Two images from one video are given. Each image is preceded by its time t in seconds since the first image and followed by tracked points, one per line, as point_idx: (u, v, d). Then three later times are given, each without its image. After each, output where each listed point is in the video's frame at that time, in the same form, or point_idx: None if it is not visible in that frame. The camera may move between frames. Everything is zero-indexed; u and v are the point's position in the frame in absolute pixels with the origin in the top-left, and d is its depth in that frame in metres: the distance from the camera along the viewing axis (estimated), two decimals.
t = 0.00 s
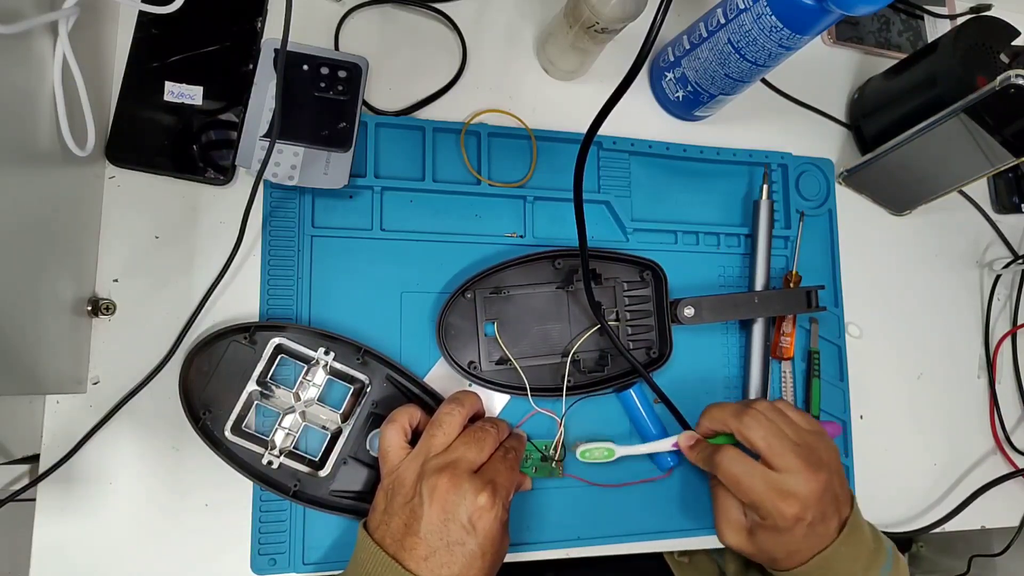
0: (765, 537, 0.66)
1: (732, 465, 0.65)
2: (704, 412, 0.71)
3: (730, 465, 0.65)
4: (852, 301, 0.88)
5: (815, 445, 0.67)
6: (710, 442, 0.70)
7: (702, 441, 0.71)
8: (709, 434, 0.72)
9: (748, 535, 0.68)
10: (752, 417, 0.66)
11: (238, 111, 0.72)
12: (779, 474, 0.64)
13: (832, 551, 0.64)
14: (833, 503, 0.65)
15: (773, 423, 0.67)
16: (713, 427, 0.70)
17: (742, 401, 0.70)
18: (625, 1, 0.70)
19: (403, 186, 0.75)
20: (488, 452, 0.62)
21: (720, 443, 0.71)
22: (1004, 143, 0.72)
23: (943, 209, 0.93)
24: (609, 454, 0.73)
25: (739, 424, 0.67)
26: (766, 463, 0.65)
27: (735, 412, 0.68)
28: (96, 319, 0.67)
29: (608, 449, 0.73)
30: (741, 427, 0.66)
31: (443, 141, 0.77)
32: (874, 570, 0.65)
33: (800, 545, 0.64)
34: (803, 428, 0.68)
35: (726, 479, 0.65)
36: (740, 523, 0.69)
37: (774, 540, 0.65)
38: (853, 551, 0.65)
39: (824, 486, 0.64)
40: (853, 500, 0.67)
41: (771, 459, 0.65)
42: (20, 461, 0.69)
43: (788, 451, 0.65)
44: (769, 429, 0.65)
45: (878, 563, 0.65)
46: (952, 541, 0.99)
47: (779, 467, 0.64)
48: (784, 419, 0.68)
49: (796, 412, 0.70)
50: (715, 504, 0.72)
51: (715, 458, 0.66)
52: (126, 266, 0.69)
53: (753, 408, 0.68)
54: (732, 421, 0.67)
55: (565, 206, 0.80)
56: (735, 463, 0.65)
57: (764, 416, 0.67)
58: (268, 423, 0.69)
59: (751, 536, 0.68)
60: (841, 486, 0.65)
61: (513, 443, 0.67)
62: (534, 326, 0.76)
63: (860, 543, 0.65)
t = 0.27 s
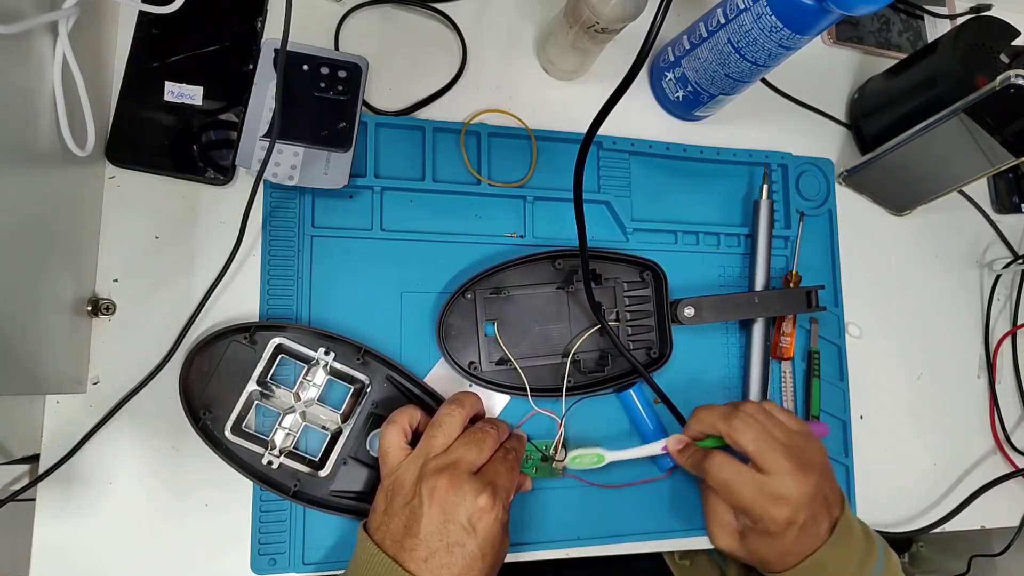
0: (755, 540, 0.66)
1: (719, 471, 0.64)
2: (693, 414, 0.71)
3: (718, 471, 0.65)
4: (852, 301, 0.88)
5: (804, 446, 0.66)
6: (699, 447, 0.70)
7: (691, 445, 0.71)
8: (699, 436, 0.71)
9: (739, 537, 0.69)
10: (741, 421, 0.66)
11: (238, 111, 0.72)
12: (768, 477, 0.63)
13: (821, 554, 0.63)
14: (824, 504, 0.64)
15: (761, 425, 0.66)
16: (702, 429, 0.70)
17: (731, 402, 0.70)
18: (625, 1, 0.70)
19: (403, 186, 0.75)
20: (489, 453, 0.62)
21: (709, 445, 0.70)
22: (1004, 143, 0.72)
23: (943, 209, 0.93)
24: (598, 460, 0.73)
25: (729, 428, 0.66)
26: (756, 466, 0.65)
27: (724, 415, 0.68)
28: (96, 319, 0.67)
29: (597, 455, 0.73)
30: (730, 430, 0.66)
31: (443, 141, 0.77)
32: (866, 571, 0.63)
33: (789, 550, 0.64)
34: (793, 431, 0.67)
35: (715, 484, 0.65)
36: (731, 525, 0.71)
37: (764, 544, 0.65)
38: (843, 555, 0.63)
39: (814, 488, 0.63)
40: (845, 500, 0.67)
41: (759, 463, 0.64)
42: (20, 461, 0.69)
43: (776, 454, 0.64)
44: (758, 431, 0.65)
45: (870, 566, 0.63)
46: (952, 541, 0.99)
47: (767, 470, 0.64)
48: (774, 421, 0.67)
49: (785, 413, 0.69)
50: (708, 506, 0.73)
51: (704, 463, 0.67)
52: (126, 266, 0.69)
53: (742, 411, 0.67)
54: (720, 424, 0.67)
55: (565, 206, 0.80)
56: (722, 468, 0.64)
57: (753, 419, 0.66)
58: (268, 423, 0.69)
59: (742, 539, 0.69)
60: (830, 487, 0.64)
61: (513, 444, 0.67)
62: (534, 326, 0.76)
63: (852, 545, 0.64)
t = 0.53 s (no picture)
0: (731, 550, 0.65)
1: (696, 482, 0.63)
2: (669, 424, 0.70)
3: (694, 481, 0.63)
4: (852, 302, 0.88)
5: (779, 455, 0.65)
6: (674, 456, 0.69)
7: (668, 453, 0.71)
8: (675, 445, 0.71)
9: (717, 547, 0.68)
10: (715, 430, 0.64)
11: (238, 111, 0.72)
12: (742, 487, 0.62)
13: (799, 562, 0.63)
14: (802, 513, 0.63)
15: (737, 434, 0.65)
16: (678, 438, 0.69)
17: (708, 410, 0.69)
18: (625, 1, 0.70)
19: (403, 186, 0.75)
20: (489, 452, 0.62)
21: (685, 454, 0.70)
22: (1004, 143, 0.72)
23: (943, 209, 0.93)
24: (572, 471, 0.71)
25: (703, 437, 0.65)
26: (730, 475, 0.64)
27: (700, 423, 0.66)
28: (96, 319, 0.67)
29: (574, 465, 0.71)
30: (705, 440, 0.64)
31: (443, 141, 0.77)
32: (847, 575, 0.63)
33: (766, 559, 0.63)
34: (768, 439, 0.66)
35: (691, 494, 0.64)
36: (708, 535, 0.69)
37: (742, 554, 0.64)
38: (821, 560, 0.63)
39: (791, 498, 0.62)
40: (822, 506, 0.66)
41: (734, 472, 0.63)
42: (20, 461, 0.69)
43: (753, 464, 0.62)
44: (733, 440, 0.64)
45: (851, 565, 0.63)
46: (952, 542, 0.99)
47: (743, 480, 0.62)
48: (748, 430, 0.66)
49: (762, 421, 0.69)
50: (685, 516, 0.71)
51: (681, 473, 0.65)
52: (126, 266, 0.69)
53: (718, 420, 0.66)
54: (695, 434, 0.66)
55: (565, 206, 0.80)
56: (699, 479, 0.63)
57: (728, 428, 0.65)
58: (268, 423, 0.69)
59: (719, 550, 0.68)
60: (809, 495, 0.64)
61: (513, 444, 0.67)
62: (534, 326, 0.76)
63: (827, 553, 0.63)
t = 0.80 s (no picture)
0: (729, 561, 0.64)
1: (694, 494, 0.63)
2: (665, 435, 0.69)
3: (693, 493, 0.63)
4: (852, 301, 0.88)
5: (780, 464, 0.65)
6: (670, 465, 0.69)
7: (664, 462, 0.70)
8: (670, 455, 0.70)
9: (714, 557, 0.66)
10: (713, 442, 0.64)
11: (238, 111, 0.72)
12: (740, 499, 0.61)
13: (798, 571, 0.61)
14: (800, 521, 0.62)
15: (736, 445, 0.64)
16: (675, 449, 0.68)
17: (705, 421, 0.69)
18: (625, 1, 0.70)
19: (403, 186, 0.75)
20: (489, 452, 0.62)
21: (680, 463, 0.69)
22: (1004, 143, 0.72)
23: (943, 209, 0.93)
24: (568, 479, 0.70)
25: (700, 448, 0.65)
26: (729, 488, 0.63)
27: (696, 435, 0.66)
28: (96, 319, 0.67)
29: (568, 474, 0.70)
30: (702, 451, 0.64)
31: (443, 141, 0.78)
32: None
33: (763, 570, 0.62)
34: (767, 449, 0.66)
35: (689, 506, 0.64)
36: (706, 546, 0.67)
37: (739, 565, 0.63)
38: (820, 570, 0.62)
39: (790, 509, 0.61)
40: (821, 513, 0.65)
41: (733, 484, 0.62)
42: (20, 460, 0.69)
43: (752, 475, 0.62)
44: (731, 452, 0.63)
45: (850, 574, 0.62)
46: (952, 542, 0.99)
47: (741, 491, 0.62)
48: (743, 439, 0.65)
49: (759, 430, 0.69)
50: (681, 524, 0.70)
51: (678, 485, 0.65)
52: (126, 266, 0.69)
53: (715, 431, 0.65)
54: (693, 446, 0.65)
55: (565, 206, 0.80)
56: (696, 491, 0.63)
57: (725, 439, 0.64)
58: (268, 423, 0.69)
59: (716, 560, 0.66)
60: (806, 504, 0.63)
61: (513, 444, 0.67)
62: (534, 327, 0.76)
63: (831, 560, 0.62)
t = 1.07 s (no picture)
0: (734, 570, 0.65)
1: (699, 501, 0.62)
2: (670, 441, 0.68)
3: (696, 502, 0.62)
4: (852, 301, 0.88)
5: (783, 471, 0.64)
6: (675, 472, 0.67)
7: (668, 470, 0.68)
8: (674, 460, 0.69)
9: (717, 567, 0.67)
10: (720, 448, 0.63)
11: (238, 111, 0.72)
12: (746, 507, 0.61)
13: None
14: (805, 531, 0.62)
15: (739, 452, 0.64)
16: (678, 455, 0.67)
17: (708, 427, 0.68)
18: (625, 1, 0.70)
19: (403, 186, 0.75)
20: (489, 453, 0.62)
21: (685, 471, 0.68)
22: (1004, 143, 0.72)
23: (943, 209, 0.93)
24: (568, 486, 0.69)
25: (706, 455, 0.64)
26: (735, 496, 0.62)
27: (703, 441, 0.65)
28: (96, 319, 0.67)
29: (568, 481, 0.69)
30: (708, 458, 0.63)
31: (443, 141, 0.78)
32: None
33: None
34: (773, 456, 0.65)
35: (693, 515, 0.63)
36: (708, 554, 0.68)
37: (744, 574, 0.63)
38: None
39: (796, 518, 0.61)
40: (824, 519, 0.65)
41: (738, 493, 0.62)
42: (20, 461, 0.69)
43: (757, 483, 0.61)
44: (737, 460, 0.63)
45: None
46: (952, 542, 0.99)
47: (747, 500, 0.61)
48: (751, 448, 0.65)
49: (763, 438, 0.68)
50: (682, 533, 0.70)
51: (683, 493, 0.64)
52: (126, 266, 0.69)
53: (721, 437, 0.65)
54: (699, 453, 0.65)
55: (565, 206, 0.80)
56: (703, 499, 0.62)
57: (733, 446, 0.64)
58: (268, 423, 0.69)
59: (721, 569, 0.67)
60: (812, 512, 0.63)
61: (513, 445, 0.67)
62: (534, 327, 0.76)
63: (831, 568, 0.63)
